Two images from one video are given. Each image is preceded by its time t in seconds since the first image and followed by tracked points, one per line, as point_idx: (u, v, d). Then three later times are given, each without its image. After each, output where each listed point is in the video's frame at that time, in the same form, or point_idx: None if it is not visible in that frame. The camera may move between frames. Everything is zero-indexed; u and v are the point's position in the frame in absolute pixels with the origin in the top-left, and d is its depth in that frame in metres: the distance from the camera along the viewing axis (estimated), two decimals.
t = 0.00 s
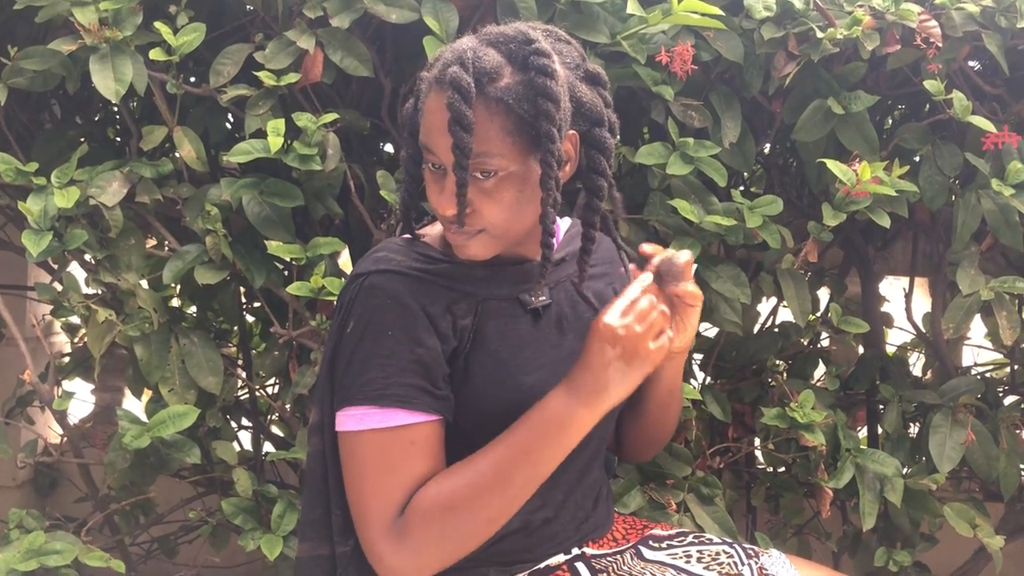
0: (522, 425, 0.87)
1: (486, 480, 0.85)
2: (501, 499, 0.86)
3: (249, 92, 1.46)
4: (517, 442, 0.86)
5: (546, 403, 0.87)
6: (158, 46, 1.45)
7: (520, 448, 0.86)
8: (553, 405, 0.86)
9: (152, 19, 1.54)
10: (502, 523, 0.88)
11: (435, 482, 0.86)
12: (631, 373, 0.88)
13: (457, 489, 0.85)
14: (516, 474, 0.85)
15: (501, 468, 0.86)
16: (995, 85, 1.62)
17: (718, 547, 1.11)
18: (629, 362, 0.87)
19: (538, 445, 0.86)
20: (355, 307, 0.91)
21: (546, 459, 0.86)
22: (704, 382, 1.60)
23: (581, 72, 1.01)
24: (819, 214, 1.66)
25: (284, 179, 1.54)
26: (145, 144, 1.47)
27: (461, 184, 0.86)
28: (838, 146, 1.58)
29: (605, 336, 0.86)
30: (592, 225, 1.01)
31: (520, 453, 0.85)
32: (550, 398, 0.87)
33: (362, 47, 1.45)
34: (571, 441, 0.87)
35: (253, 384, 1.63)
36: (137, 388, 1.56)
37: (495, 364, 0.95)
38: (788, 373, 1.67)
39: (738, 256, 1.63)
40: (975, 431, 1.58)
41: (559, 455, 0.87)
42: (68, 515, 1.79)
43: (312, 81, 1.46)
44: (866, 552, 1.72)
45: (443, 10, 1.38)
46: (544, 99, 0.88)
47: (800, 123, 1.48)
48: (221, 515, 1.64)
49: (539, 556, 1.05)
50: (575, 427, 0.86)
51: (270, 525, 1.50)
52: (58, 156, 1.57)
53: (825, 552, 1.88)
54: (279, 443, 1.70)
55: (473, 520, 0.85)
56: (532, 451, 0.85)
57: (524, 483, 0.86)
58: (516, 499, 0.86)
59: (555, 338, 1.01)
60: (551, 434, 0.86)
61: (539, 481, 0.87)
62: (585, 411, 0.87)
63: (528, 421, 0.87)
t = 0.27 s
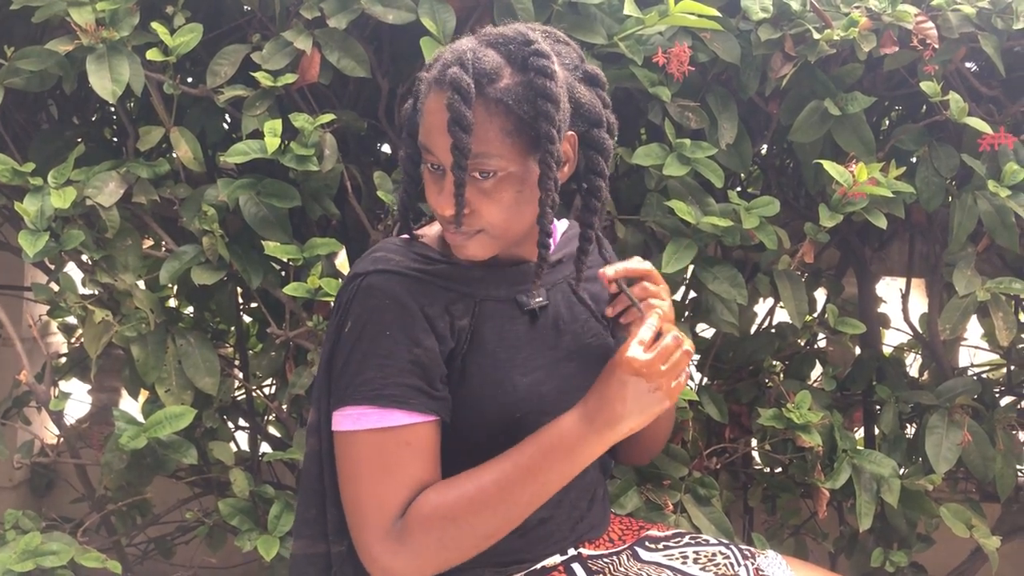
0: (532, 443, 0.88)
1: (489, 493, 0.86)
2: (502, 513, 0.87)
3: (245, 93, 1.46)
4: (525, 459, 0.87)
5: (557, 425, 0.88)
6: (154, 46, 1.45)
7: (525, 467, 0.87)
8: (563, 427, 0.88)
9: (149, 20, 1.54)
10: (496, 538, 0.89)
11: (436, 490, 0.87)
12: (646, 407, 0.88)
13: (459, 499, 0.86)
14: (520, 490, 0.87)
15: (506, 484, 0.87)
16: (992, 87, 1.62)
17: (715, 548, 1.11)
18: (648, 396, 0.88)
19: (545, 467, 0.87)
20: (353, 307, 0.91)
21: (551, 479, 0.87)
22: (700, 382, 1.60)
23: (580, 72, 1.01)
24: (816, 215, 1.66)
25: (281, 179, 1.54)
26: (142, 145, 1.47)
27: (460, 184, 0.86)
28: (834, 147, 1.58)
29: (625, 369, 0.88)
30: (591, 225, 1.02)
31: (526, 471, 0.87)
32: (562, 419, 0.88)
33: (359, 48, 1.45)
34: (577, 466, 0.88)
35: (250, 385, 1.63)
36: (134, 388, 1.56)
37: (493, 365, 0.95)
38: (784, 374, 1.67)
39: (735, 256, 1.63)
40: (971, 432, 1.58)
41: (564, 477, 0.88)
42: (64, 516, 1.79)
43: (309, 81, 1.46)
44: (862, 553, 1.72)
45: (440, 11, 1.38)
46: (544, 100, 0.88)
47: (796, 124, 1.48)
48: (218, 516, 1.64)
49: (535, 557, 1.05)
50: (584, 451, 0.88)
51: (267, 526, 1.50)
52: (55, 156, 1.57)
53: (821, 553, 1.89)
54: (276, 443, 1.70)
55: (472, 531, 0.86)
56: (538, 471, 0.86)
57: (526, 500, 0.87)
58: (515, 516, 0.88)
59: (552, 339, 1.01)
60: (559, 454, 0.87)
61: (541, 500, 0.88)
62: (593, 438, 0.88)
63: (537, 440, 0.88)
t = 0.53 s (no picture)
0: (513, 425, 0.87)
1: (476, 481, 0.86)
2: (490, 499, 0.86)
3: (242, 93, 1.45)
4: (507, 441, 0.87)
5: (536, 404, 0.88)
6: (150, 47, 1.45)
7: (510, 450, 0.86)
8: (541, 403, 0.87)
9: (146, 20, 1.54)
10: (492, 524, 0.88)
11: (427, 482, 0.87)
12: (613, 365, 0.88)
13: (447, 490, 0.86)
14: (505, 474, 0.86)
15: (491, 468, 0.86)
16: (988, 88, 1.62)
17: (711, 549, 1.11)
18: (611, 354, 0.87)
19: (527, 446, 0.86)
20: (351, 308, 0.91)
21: (536, 459, 0.87)
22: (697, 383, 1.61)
23: (578, 74, 1.00)
24: (812, 216, 1.66)
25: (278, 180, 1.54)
26: (138, 145, 1.46)
27: (460, 187, 0.86)
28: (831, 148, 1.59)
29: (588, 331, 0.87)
30: (590, 227, 1.02)
31: (508, 451, 0.86)
32: (540, 398, 0.88)
33: (356, 48, 1.45)
34: (563, 440, 0.88)
35: (247, 385, 1.63)
36: (130, 389, 1.56)
37: (490, 367, 0.95)
38: (781, 374, 1.67)
39: (732, 257, 1.63)
40: (968, 432, 1.58)
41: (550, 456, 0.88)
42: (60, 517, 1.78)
43: (305, 82, 1.46)
44: (859, 553, 1.72)
45: (437, 11, 1.38)
46: (543, 102, 0.88)
47: (793, 125, 1.48)
48: (214, 517, 1.64)
49: (532, 558, 1.05)
50: (565, 425, 0.87)
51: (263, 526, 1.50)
52: (50, 156, 1.57)
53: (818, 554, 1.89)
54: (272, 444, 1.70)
55: (463, 520, 0.86)
56: (519, 451, 0.86)
57: (514, 484, 0.86)
58: (506, 500, 0.87)
59: (549, 340, 1.01)
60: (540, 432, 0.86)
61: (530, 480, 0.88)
62: (574, 409, 0.87)
63: (518, 422, 0.87)
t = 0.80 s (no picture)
0: (511, 427, 0.87)
1: (473, 481, 0.86)
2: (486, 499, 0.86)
3: (240, 92, 1.45)
4: (505, 441, 0.87)
5: (535, 405, 0.87)
6: (149, 46, 1.45)
7: (509, 451, 0.86)
8: (540, 405, 0.87)
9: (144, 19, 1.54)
10: (489, 524, 0.88)
11: (424, 482, 0.87)
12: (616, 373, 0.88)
13: (443, 490, 0.86)
14: (502, 475, 0.86)
15: (489, 469, 0.86)
16: (987, 88, 1.62)
17: (710, 548, 1.11)
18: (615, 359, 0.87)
19: (524, 446, 0.86)
20: (348, 307, 0.91)
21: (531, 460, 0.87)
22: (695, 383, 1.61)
23: (575, 73, 1.00)
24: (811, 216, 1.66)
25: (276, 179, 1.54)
26: (136, 144, 1.46)
27: (455, 185, 0.86)
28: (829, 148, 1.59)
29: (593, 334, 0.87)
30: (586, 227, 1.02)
31: (506, 452, 0.86)
32: (538, 398, 0.88)
33: (354, 47, 1.45)
34: (560, 442, 0.88)
35: (245, 385, 1.63)
36: (128, 388, 1.56)
37: (487, 366, 0.95)
38: (780, 374, 1.67)
39: (731, 257, 1.63)
40: (966, 432, 1.58)
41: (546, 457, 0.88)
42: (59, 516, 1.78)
43: (304, 81, 1.46)
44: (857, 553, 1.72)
45: (435, 11, 1.38)
46: (539, 101, 0.88)
47: (792, 124, 1.48)
48: (213, 516, 1.64)
49: (530, 558, 1.05)
50: (563, 426, 0.87)
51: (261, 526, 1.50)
52: (49, 155, 1.57)
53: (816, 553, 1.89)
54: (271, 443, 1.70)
55: (459, 521, 0.86)
56: (516, 452, 0.86)
57: (511, 485, 0.86)
58: (504, 501, 0.87)
59: (547, 339, 1.01)
60: (537, 433, 0.86)
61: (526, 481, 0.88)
62: (574, 412, 0.87)
63: (516, 422, 0.87)
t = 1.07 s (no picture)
0: (525, 446, 0.88)
1: (481, 495, 0.87)
2: (492, 515, 0.87)
3: (241, 90, 1.45)
4: (517, 460, 0.87)
5: (549, 428, 0.89)
6: (150, 44, 1.45)
7: (520, 471, 0.87)
8: (555, 428, 0.88)
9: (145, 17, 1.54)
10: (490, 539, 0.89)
11: (430, 489, 0.87)
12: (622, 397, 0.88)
13: (451, 500, 0.86)
14: (511, 493, 0.87)
15: (499, 485, 0.87)
16: (988, 87, 1.62)
17: (711, 547, 1.11)
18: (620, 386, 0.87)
19: (536, 468, 0.87)
20: (350, 306, 0.91)
21: (541, 483, 0.87)
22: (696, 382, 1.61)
23: (577, 72, 1.00)
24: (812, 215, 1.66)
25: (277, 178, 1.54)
26: (138, 142, 1.46)
27: (457, 184, 0.86)
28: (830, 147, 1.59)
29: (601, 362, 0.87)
30: (587, 225, 1.02)
31: (518, 471, 0.87)
32: (555, 421, 0.89)
33: (356, 46, 1.45)
34: (570, 470, 0.89)
35: (246, 383, 1.63)
36: (129, 387, 1.55)
37: (489, 365, 0.95)
38: (780, 373, 1.67)
39: (731, 256, 1.63)
40: (967, 431, 1.58)
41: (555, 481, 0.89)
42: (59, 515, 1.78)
43: (305, 79, 1.46)
44: (858, 552, 1.72)
45: (437, 9, 1.38)
46: (541, 100, 0.88)
47: (793, 123, 1.48)
48: (213, 515, 1.64)
49: (531, 557, 1.05)
50: (576, 450, 0.88)
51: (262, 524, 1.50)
52: (49, 154, 1.56)
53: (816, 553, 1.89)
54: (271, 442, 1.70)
55: (463, 532, 0.86)
56: (529, 472, 0.87)
57: (517, 503, 0.87)
58: (510, 515, 0.88)
59: (549, 338, 1.01)
60: (551, 456, 0.87)
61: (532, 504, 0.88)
62: (587, 438, 0.88)
63: (531, 442, 0.88)
